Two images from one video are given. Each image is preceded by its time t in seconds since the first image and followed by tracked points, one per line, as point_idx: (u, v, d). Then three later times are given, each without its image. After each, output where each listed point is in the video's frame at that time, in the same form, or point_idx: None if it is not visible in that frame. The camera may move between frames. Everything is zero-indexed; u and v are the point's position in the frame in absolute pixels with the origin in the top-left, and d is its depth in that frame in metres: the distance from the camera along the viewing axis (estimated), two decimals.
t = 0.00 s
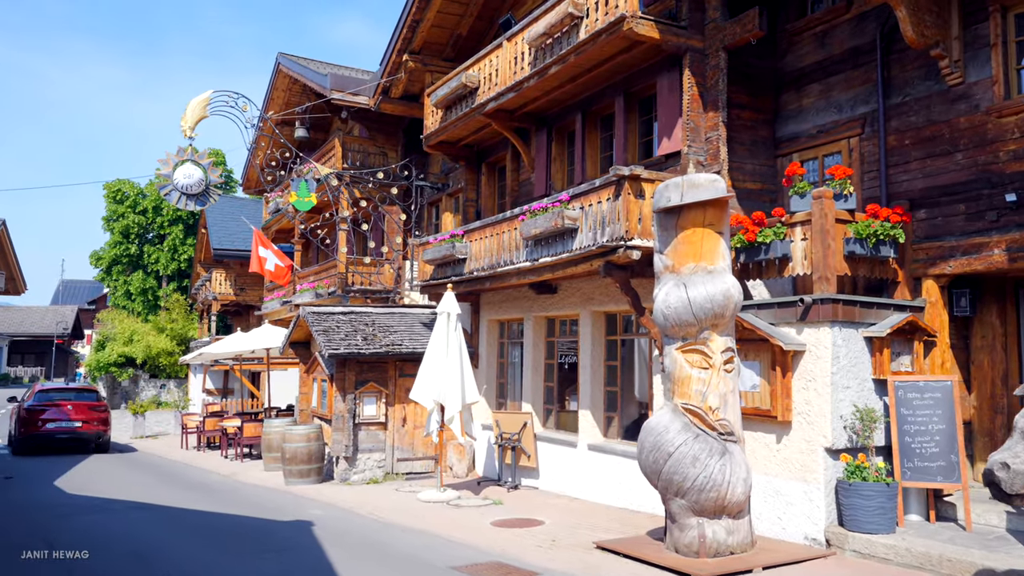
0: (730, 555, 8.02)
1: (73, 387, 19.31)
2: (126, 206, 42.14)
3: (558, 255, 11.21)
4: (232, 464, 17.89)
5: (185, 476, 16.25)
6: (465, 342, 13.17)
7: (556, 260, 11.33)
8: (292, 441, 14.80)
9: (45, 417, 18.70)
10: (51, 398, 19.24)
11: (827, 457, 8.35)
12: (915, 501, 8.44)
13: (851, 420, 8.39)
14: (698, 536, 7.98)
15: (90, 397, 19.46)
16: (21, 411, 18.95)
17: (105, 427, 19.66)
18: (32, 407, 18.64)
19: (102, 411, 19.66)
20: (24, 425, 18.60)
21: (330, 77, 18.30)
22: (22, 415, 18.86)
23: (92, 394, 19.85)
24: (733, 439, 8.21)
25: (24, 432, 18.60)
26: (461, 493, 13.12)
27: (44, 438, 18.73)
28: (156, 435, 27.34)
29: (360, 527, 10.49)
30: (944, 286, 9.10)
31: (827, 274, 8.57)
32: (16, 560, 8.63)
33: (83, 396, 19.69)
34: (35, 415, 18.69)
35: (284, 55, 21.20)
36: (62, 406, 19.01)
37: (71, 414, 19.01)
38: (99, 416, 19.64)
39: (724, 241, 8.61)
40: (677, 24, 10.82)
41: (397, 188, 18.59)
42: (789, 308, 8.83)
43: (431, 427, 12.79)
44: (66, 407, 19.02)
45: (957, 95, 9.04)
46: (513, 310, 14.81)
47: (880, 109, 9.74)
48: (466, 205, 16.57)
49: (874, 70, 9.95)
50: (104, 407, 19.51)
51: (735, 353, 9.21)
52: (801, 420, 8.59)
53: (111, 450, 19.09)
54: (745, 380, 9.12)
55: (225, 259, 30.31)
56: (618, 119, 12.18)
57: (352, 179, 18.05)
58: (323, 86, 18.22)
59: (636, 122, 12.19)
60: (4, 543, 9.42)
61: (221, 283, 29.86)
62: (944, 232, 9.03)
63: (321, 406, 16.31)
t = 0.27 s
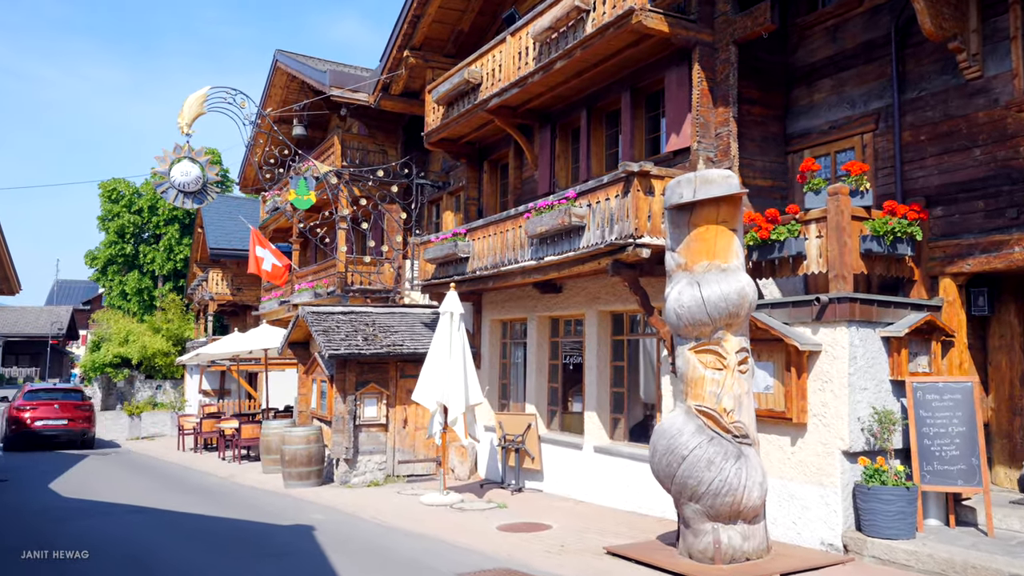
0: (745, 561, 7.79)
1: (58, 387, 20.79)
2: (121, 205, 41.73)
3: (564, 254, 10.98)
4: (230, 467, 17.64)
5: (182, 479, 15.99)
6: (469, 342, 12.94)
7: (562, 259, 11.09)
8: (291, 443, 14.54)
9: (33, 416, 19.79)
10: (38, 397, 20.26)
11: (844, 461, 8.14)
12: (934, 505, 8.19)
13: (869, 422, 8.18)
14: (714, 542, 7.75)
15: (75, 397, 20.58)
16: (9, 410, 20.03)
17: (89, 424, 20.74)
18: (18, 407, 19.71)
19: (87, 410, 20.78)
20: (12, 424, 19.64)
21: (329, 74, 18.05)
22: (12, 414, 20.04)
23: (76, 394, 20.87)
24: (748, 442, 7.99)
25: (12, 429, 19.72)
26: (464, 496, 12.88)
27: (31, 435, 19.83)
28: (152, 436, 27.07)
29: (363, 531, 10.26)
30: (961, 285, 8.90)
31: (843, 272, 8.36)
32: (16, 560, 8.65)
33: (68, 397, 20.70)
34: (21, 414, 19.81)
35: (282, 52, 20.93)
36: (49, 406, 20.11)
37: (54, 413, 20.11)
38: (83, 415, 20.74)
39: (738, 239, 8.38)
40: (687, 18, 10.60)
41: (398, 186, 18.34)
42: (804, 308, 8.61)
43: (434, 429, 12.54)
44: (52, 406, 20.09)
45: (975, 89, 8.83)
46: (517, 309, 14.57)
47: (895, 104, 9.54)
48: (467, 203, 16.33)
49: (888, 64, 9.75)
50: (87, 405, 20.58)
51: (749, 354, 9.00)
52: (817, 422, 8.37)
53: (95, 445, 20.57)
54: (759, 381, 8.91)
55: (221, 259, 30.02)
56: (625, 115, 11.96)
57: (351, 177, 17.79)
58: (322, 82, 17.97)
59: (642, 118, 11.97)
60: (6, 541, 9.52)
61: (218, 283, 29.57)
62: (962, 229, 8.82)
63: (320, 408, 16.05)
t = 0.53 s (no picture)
0: (764, 570, 7.55)
1: (48, 390, 22.37)
2: (119, 207, 41.45)
3: (572, 255, 10.77)
4: (230, 471, 17.40)
5: (182, 483, 15.76)
6: (474, 344, 12.73)
7: (571, 260, 10.89)
8: (292, 447, 14.32)
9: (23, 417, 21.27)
10: (29, 400, 21.82)
11: (864, 466, 7.93)
12: (956, 511, 8.01)
13: (889, 426, 7.97)
14: (731, 550, 7.51)
15: (63, 399, 22.16)
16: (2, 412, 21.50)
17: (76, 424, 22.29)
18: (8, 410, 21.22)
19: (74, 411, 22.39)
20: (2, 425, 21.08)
21: (331, 73, 17.86)
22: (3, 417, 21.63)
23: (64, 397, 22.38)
24: (765, 447, 7.78)
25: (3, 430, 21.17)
26: (469, 501, 12.65)
27: (21, 435, 21.37)
28: (150, 439, 26.83)
29: (367, 538, 10.05)
30: (982, 286, 8.71)
31: (861, 273, 8.17)
32: (16, 560, 8.73)
33: (57, 399, 22.22)
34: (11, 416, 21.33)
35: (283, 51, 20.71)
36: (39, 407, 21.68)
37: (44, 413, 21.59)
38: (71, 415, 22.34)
39: (754, 239, 8.18)
40: (698, 14, 10.39)
41: (400, 187, 18.13)
42: (822, 309, 8.40)
43: (439, 433, 12.31)
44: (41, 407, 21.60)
45: (995, 85, 8.64)
46: (522, 311, 14.36)
47: (912, 101, 9.34)
48: (471, 204, 16.13)
49: (905, 61, 9.55)
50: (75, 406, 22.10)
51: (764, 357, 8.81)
52: (836, 427, 8.17)
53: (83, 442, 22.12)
54: (775, 384, 8.71)
55: (220, 260, 29.79)
56: (634, 114, 11.75)
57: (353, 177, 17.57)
58: (324, 82, 17.76)
59: (651, 117, 11.78)
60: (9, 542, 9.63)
61: (217, 285, 29.31)
62: (982, 229, 8.63)
63: (322, 411, 15.82)
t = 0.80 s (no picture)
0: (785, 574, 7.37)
1: (43, 390, 23.44)
2: (119, 207, 41.26)
3: (584, 253, 10.59)
4: (232, 472, 17.21)
5: (184, 485, 15.56)
6: (482, 344, 12.54)
7: (582, 258, 10.70)
8: (297, 448, 14.13)
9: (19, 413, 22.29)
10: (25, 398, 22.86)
11: (886, 468, 7.76)
12: (981, 515, 7.86)
13: (911, 427, 7.81)
14: (752, 553, 7.34)
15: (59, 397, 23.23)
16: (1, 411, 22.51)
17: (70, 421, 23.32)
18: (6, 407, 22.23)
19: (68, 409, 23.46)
20: None
21: (336, 71, 17.73)
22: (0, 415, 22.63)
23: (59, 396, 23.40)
24: (786, 448, 7.60)
25: None
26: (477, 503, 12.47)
27: (17, 430, 22.39)
28: (150, 439, 26.63)
29: (376, 540, 9.87)
30: (1004, 285, 8.55)
31: (883, 270, 7.99)
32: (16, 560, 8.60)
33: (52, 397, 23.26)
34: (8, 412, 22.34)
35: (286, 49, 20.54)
36: (35, 405, 22.68)
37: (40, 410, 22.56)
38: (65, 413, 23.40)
39: (773, 235, 8.00)
40: (713, 8, 10.22)
41: (405, 185, 17.95)
42: (842, 308, 8.22)
43: (447, 434, 12.11)
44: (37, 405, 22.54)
45: (1018, 80, 8.47)
46: (529, 311, 14.18)
47: (932, 96, 9.18)
48: (477, 202, 15.96)
49: (924, 56, 9.39)
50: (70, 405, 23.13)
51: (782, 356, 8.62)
52: (857, 427, 8.00)
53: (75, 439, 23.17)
54: (793, 384, 8.53)
55: (221, 260, 29.60)
56: (645, 110, 11.57)
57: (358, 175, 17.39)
58: (328, 79, 17.60)
59: (663, 114, 11.62)
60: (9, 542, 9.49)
61: (218, 285, 29.09)
62: (1005, 226, 8.46)
63: (325, 412, 15.63)
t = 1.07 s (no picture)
0: None
1: (42, 394, 24.94)
2: (119, 211, 41.12)
3: (596, 257, 10.42)
4: (235, 480, 17.00)
5: (187, 493, 15.36)
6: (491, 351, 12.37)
7: (594, 262, 10.53)
8: (302, 456, 13.91)
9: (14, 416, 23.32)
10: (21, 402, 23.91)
11: (912, 478, 7.58)
12: (1008, 527, 7.67)
13: (937, 436, 7.63)
14: (775, 566, 7.14)
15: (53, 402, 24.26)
16: None
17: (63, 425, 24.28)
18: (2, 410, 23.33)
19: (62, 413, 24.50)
20: None
21: (341, 74, 17.63)
22: None
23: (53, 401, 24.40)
24: (809, 457, 7.40)
25: None
26: (485, 512, 12.27)
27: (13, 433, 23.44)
28: (151, 446, 26.36)
29: (384, 551, 9.68)
30: None
31: (907, 275, 7.81)
32: (16, 560, 8.84)
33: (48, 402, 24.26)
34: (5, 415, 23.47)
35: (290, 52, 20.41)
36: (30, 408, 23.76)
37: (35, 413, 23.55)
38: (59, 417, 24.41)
39: (794, 239, 7.80)
40: (728, 9, 10.07)
41: (410, 189, 17.79)
42: (865, 313, 8.04)
43: (455, 442, 11.92)
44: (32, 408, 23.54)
45: None
46: (537, 316, 14.00)
47: (952, 98, 9.01)
48: (484, 207, 15.79)
49: (944, 57, 9.22)
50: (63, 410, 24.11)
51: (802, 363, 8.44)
52: (881, 436, 7.82)
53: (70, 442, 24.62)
54: (814, 391, 8.35)
55: (223, 265, 29.42)
56: (657, 113, 11.41)
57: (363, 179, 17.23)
58: (334, 82, 17.46)
59: (675, 116, 11.47)
60: (10, 543, 9.77)
61: (219, 290, 28.91)
62: None
63: (330, 419, 15.44)
